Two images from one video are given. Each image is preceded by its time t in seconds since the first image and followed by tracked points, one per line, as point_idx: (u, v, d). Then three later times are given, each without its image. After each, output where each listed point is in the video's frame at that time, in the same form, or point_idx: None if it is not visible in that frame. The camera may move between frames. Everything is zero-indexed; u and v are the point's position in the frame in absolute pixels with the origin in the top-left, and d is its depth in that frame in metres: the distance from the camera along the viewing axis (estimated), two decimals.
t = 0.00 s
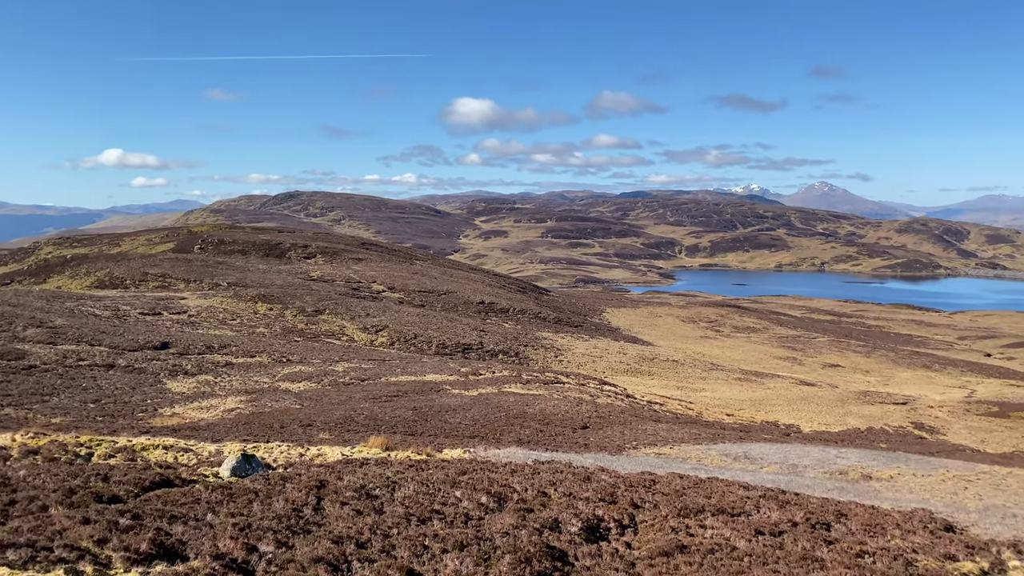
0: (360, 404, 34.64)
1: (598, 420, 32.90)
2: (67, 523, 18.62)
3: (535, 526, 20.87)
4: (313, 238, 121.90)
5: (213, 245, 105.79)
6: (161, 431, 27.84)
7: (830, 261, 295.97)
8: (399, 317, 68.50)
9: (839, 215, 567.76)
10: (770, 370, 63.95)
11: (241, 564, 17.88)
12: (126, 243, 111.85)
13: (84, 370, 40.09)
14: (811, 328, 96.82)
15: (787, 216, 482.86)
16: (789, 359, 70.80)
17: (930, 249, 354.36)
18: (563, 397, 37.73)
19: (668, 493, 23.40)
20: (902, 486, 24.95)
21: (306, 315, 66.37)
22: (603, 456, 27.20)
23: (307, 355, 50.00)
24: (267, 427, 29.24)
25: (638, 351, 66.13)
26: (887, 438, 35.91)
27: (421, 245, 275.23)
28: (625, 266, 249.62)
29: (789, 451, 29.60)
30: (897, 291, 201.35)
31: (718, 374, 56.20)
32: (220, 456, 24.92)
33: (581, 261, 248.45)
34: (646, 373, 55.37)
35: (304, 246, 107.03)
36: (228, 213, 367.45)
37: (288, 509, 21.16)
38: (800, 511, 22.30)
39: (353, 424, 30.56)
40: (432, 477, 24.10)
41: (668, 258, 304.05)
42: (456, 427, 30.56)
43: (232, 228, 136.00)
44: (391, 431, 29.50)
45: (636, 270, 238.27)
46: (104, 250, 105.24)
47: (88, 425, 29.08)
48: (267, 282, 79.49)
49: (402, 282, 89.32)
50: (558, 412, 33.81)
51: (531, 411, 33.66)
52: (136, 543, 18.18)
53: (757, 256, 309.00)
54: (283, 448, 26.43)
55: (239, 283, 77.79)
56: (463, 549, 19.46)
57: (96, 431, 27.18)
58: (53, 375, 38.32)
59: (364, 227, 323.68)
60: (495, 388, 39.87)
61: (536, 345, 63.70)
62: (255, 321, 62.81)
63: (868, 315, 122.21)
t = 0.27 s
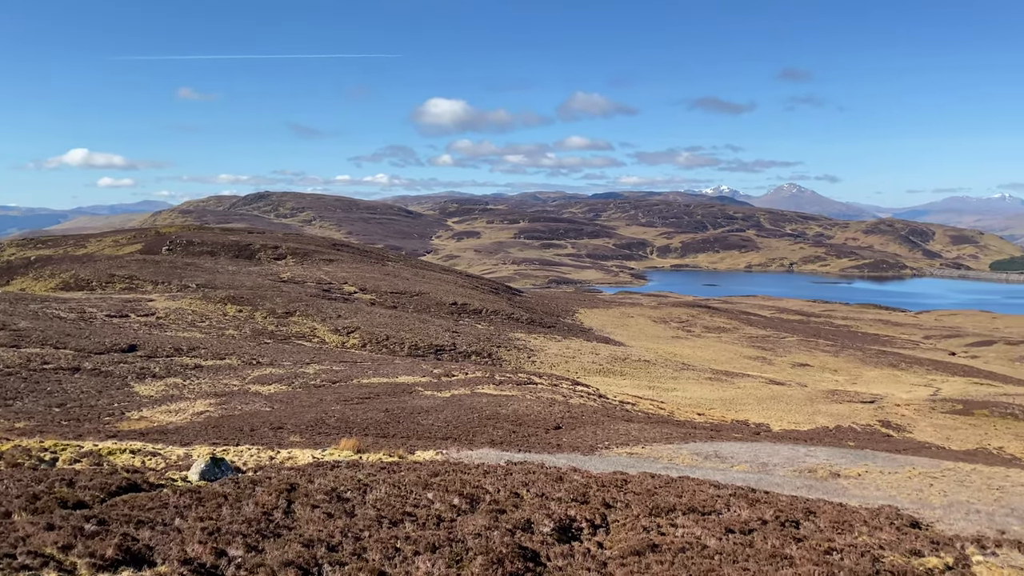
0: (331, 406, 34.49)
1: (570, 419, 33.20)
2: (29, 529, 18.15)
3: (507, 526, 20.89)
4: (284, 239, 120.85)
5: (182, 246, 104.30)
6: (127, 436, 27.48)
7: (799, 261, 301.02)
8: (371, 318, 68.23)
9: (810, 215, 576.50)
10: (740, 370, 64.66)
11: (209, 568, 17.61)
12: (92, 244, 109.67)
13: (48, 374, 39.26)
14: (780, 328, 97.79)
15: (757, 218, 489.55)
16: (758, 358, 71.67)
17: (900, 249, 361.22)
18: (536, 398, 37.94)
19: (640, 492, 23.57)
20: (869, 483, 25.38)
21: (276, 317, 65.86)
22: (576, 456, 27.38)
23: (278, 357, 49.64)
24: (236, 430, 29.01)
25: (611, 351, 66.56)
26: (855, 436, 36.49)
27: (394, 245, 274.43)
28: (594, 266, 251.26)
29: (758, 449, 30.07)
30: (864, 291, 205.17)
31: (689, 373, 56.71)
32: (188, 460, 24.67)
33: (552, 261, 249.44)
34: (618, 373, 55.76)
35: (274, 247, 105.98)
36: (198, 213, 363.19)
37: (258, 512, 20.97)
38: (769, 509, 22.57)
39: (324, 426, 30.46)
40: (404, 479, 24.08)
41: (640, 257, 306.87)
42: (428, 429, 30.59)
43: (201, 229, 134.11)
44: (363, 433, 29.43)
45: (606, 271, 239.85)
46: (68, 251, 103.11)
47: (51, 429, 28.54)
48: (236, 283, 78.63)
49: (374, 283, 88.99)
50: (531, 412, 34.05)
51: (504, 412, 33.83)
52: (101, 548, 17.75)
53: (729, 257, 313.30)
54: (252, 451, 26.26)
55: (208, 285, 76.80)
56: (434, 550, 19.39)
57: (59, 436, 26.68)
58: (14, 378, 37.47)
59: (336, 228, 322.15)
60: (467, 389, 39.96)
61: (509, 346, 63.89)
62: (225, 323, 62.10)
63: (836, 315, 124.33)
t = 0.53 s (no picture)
0: (302, 408, 34.31)
1: (543, 420, 33.47)
2: None
3: (479, 527, 20.86)
4: (254, 240, 119.72)
5: (149, 247, 102.64)
6: (93, 440, 27.09)
7: (766, 261, 305.30)
8: (342, 319, 67.91)
9: (782, 217, 584.75)
10: (710, 369, 65.32)
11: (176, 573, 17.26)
12: (55, 245, 107.38)
13: (9, 377, 38.36)
14: (749, 328, 98.71)
15: (726, 219, 495.76)
16: (728, 358, 72.48)
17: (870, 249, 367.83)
18: (508, 399, 38.13)
19: (612, 492, 23.71)
20: (836, 481, 25.81)
21: (245, 319, 65.28)
22: (548, 457, 27.55)
23: (247, 359, 49.25)
24: (205, 434, 28.75)
25: (582, 352, 66.91)
26: (823, 434, 37.05)
27: (365, 246, 273.45)
28: (565, 267, 252.55)
29: (728, 448, 30.52)
30: (832, 292, 207.90)
31: (660, 373, 57.16)
32: (156, 464, 24.39)
33: (522, 261, 250.32)
34: (590, 373, 56.09)
35: (243, 248, 104.90)
36: (166, 214, 358.36)
37: (227, 516, 20.72)
38: (738, 507, 22.83)
39: (294, 429, 30.32)
40: (375, 481, 24.02)
41: (610, 257, 309.26)
42: (400, 431, 30.60)
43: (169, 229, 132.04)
44: (334, 435, 29.35)
45: (580, 272, 241.10)
46: (30, 253, 100.82)
47: (13, 434, 27.96)
48: (205, 284, 77.72)
49: (345, 284, 88.52)
50: (504, 413, 34.26)
51: (476, 413, 33.97)
52: (65, 554, 17.23)
53: (698, 257, 317.31)
54: (221, 454, 26.05)
55: (176, 286, 75.75)
56: (406, 552, 19.28)
57: (22, 441, 26.16)
58: None
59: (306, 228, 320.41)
60: (439, 390, 40.02)
61: (481, 347, 64.00)
62: (193, 325, 61.36)
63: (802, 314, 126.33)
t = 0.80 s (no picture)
0: (275, 410, 34.09)
1: (518, 420, 33.59)
2: None
3: (454, 528, 20.81)
4: (226, 240, 118.54)
5: (119, 247, 101.03)
6: (62, 443, 26.72)
7: (738, 261, 308.87)
8: (316, 320, 67.56)
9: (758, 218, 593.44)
10: (685, 369, 65.78)
11: None
12: (21, 246, 105.24)
13: None
14: (720, 327, 99.72)
15: (699, 220, 502.30)
16: (702, 358, 73.07)
17: (846, 249, 373.40)
18: (483, 399, 38.18)
19: (587, 492, 23.82)
20: (809, 479, 26.14)
21: (217, 320, 64.72)
22: (523, 457, 27.63)
23: (219, 360, 48.85)
24: (176, 436, 28.50)
25: (558, 352, 67.08)
26: (795, 433, 37.49)
27: (338, 246, 272.27)
28: (538, 267, 253.80)
29: (702, 447, 30.84)
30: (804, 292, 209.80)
31: (635, 373, 57.46)
32: (126, 467, 24.12)
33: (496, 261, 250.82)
34: (565, 373, 56.28)
35: (215, 248, 103.84)
36: (137, 214, 353.88)
37: (199, 519, 20.48)
38: (711, 505, 23.04)
39: (268, 431, 30.16)
40: (350, 482, 23.94)
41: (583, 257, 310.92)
42: (374, 432, 30.54)
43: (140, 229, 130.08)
44: (307, 437, 29.21)
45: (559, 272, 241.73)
46: None
47: None
48: (176, 285, 76.90)
49: (319, 285, 88.00)
50: (479, 414, 34.32)
51: (452, 414, 33.98)
52: (33, 559, 16.77)
53: (671, 257, 319.98)
54: (193, 457, 25.86)
55: (147, 287, 74.74)
56: (380, 554, 19.15)
57: None
58: None
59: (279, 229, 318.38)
60: (415, 391, 39.97)
61: (456, 347, 64.00)
62: (164, 326, 60.67)
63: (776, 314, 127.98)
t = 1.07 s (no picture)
0: (245, 411, 33.78)
1: (491, 420, 33.63)
2: None
3: (426, 529, 20.75)
4: (194, 240, 117.02)
5: (84, 247, 99.05)
6: (25, 447, 26.24)
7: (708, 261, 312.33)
8: (286, 321, 67.08)
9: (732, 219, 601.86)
10: (656, 368, 66.22)
11: None
12: None
13: None
14: (690, 327, 100.79)
15: (667, 220, 509.78)
16: (673, 357, 73.66)
17: (820, 250, 379.14)
18: (455, 400, 38.17)
19: (558, 492, 23.93)
20: (777, 477, 26.50)
21: (185, 321, 63.98)
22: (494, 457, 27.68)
23: (188, 362, 48.32)
24: (143, 439, 28.14)
25: (530, 352, 67.23)
26: (765, 431, 37.95)
27: (308, 247, 270.14)
28: (509, 267, 254.61)
29: (673, 446, 31.14)
30: (774, 292, 211.53)
31: (608, 372, 57.73)
32: (92, 470, 23.76)
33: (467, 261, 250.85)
34: (538, 373, 56.42)
35: (184, 249, 102.52)
36: (103, 215, 347.91)
37: (166, 523, 20.19)
38: (681, 503, 23.26)
39: (237, 433, 29.91)
40: (320, 484, 23.82)
41: (555, 257, 312.22)
42: (345, 433, 30.40)
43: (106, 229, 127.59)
44: (277, 439, 29.01)
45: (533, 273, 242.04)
46: None
47: None
48: (144, 286, 75.85)
49: (289, 285, 87.29)
50: (451, 414, 34.32)
51: (424, 414, 33.94)
52: None
53: (643, 257, 322.30)
54: (161, 460, 25.57)
55: (114, 288, 73.50)
56: (351, 556, 19.00)
57: None
58: None
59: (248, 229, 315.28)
60: (386, 392, 39.85)
61: (429, 348, 63.94)
62: (131, 327, 59.79)
63: (747, 314, 129.42)
